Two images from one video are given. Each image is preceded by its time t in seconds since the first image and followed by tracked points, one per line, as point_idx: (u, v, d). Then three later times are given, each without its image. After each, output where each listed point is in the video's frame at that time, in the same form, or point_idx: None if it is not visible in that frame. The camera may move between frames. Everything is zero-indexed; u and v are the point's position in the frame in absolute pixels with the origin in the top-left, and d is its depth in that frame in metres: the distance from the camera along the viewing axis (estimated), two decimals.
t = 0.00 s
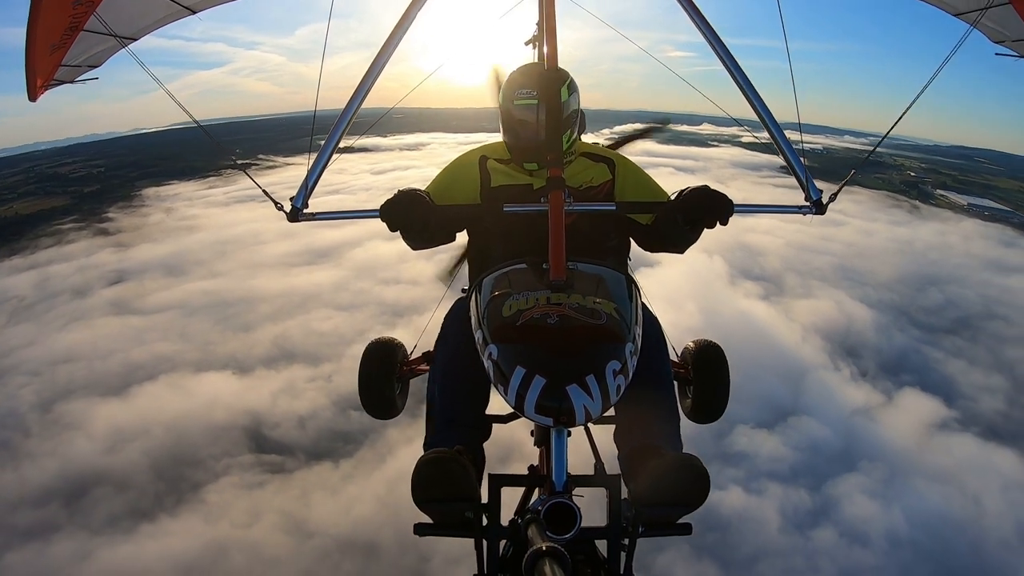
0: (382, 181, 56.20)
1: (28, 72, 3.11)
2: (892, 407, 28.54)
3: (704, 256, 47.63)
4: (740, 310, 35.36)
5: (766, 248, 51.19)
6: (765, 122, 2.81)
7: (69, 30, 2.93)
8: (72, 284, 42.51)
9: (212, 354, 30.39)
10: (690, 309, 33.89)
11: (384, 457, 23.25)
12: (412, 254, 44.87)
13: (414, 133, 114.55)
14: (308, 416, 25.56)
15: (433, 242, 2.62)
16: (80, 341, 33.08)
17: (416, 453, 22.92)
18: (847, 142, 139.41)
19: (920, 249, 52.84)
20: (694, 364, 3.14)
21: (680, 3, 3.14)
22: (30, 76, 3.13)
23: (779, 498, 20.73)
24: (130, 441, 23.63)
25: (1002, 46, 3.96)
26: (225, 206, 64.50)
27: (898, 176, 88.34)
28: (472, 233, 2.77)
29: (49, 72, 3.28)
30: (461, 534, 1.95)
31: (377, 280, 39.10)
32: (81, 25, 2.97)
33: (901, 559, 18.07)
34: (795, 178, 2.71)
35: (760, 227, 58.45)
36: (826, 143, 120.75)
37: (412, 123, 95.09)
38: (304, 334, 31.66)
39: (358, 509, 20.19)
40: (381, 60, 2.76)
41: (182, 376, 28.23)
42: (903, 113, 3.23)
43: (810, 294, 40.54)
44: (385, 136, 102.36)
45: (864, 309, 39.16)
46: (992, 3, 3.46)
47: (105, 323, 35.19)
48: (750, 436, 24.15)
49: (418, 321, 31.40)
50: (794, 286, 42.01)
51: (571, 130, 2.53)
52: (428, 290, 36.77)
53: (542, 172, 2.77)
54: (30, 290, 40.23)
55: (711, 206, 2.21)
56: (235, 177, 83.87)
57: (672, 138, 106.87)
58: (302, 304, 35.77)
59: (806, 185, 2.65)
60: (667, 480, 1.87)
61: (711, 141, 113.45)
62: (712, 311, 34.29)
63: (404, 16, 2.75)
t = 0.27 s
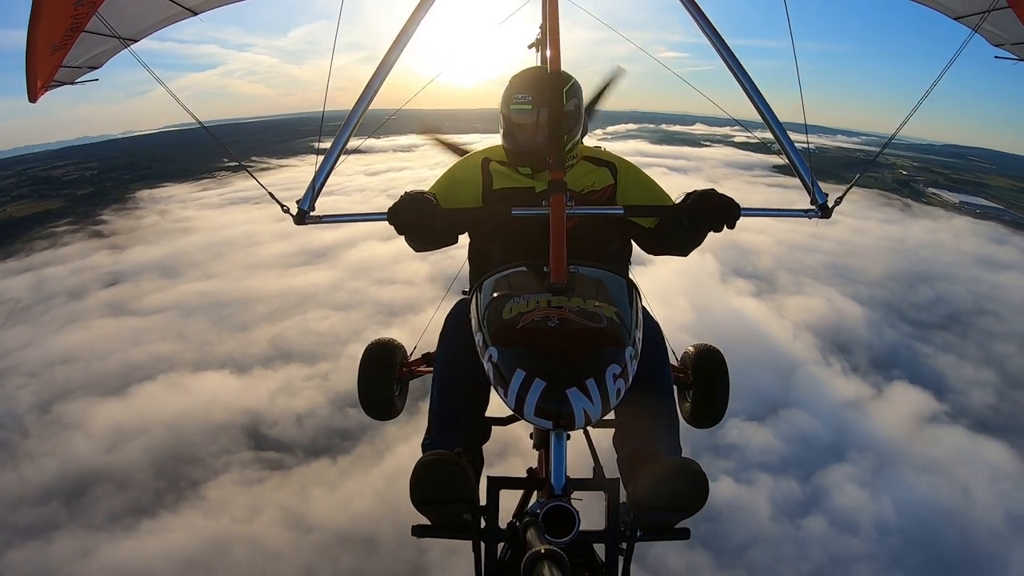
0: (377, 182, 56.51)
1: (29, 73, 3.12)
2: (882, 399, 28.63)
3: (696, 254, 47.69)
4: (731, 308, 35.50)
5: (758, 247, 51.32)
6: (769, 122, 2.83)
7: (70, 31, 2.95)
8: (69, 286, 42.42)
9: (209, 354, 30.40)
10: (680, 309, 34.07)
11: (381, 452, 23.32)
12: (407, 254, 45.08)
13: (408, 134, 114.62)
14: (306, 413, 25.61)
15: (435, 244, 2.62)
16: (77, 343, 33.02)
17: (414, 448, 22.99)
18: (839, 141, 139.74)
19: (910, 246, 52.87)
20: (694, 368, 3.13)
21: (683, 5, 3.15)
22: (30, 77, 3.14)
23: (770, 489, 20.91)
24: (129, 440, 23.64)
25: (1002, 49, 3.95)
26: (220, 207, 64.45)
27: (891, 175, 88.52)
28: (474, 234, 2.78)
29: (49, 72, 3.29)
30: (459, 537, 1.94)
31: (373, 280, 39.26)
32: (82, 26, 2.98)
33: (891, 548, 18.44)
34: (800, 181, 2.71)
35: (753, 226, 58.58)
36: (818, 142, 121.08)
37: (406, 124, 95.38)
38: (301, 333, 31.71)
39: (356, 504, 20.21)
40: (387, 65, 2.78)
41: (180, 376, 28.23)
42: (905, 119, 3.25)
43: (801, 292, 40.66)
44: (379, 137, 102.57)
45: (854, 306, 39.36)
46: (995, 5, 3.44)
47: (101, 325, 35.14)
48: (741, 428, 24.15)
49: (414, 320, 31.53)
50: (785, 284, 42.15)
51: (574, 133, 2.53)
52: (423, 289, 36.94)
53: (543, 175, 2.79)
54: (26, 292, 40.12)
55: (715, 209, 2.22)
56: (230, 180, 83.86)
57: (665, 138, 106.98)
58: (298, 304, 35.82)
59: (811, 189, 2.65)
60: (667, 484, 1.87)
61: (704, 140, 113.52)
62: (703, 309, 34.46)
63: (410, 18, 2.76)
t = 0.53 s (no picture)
0: (370, 184, 56.74)
1: (28, 75, 3.12)
2: (872, 393, 29.02)
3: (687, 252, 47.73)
4: (723, 305, 35.61)
5: (749, 245, 51.40)
6: (769, 121, 2.83)
7: (68, 33, 2.96)
8: (64, 290, 42.31)
9: (206, 355, 30.40)
10: (671, 307, 34.19)
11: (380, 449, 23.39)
12: (402, 254, 45.28)
13: (402, 136, 114.77)
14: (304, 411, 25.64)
15: (437, 246, 2.63)
16: (74, 345, 32.93)
17: (412, 445, 23.09)
18: (830, 139, 140.22)
19: (900, 242, 53.06)
20: (697, 371, 3.12)
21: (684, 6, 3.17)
22: (29, 79, 3.15)
23: (760, 479, 20.82)
24: (129, 441, 23.62)
25: (1000, 49, 3.95)
26: (214, 210, 64.35)
27: (882, 172, 88.83)
28: (475, 236, 2.78)
29: (48, 75, 3.30)
30: (461, 538, 1.94)
31: (368, 280, 39.38)
32: (80, 28, 3.00)
33: (879, 536, 18.43)
34: (801, 183, 2.71)
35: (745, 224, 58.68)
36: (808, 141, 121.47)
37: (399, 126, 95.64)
38: (297, 334, 31.75)
39: (356, 499, 20.28)
40: (389, 68, 2.79)
41: (178, 377, 28.21)
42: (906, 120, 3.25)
43: (792, 289, 40.83)
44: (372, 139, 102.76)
45: (844, 304, 39.61)
46: (993, 5, 3.44)
47: (97, 329, 35.06)
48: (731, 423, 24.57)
49: (410, 319, 31.66)
50: (776, 282, 42.31)
51: (577, 135, 2.54)
52: (417, 288, 37.07)
53: (545, 176, 2.79)
54: (22, 296, 39.98)
55: (718, 209, 2.22)
56: (223, 183, 83.81)
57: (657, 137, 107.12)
58: (294, 305, 35.86)
59: (813, 190, 2.64)
60: (671, 487, 1.87)
61: (697, 140, 113.73)
62: (695, 307, 34.58)
63: (413, 21, 2.77)
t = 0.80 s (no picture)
0: (364, 184, 56.79)
1: (26, 75, 3.11)
2: (862, 382, 29.40)
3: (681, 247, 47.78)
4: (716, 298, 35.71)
5: (743, 239, 51.47)
6: (764, 118, 2.83)
7: (66, 34, 2.96)
8: (61, 293, 42.17)
9: (205, 355, 30.40)
10: (664, 300, 34.31)
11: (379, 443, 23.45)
12: (398, 253, 45.32)
13: (395, 136, 114.63)
14: (303, 408, 25.67)
15: (436, 245, 2.62)
16: (72, 347, 32.84)
17: (411, 440, 23.17)
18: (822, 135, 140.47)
19: (893, 235, 53.29)
20: (697, 368, 3.12)
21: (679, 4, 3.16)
22: (27, 80, 3.14)
23: (753, 466, 21.00)
24: (130, 440, 23.61)
25: (999, 44, 3.95)
26: (209, 211, 64.20)
27: (875, 167, 89.04)
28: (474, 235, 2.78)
29: (46, 76, 3.29)
30: (462, 538, 1.94)
31: (364, 280, 39.39)
32: (78, 29, 2.99)
33: (870, 519, 18.80)
34: (797, 180, 2.70)
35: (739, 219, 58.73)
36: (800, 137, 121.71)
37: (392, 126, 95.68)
38: (295, 332, 31.78)
39: (357, 492, 20.39)
40: (385, 68, 2.78)
41: (178, 376, 28.18)
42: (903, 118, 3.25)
43: (785, 283, 40.98)
44: (366, 139, 102.76)
45: (835, 297, 39.84)
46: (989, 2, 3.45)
47: (94, 330, 34.98)
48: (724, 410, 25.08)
49: (406, 316, 31.72)
50: (770, 276, 42.44)
51: (574, 132, 2.54)
52: (413, 287, 37.13)
53: (543, 174, 2.80)
54: (18, 299, 39.85)
55: (715, 206, 2.22)
56: (217, 185, 83.61)
57: (651, 134, 107.12)
58: (291, 305, 35.87)
59: (808, 188, 2.64)
60: (672, 486, 1.87)
61: (690, 136, 113.77)
62: (688, 301, 34.71)
63: (409, 20, 2.76)
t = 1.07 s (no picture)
0: (361, 184, 56.78)
1: (25, 77, 3.09)
2: (855, 374, 29.74)
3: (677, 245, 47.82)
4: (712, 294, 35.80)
5: (738, 236, 51.56)
6: (763, 117, 2.82)
7: (65, 34, 2.94)
8: (60, 295, 42.05)
9: (205, 354, 30.38)
10: (658, 297, 34.40)
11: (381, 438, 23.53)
12: (396, 252, 45.37)
13: (391, 136, 114.50)
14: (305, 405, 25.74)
15: (432, 245, 2.62)
16: (72, 348, 32.77)
17: (411, 434, 23.22)
18: (817, 132, 140.63)
19: (888, 230, 53.44)
20: (694, 367, 3.12)
21: (676, 2, 3.16)
22: (25, 80, 3.12)
23: (747, 456, 21.82)
24: (133, 437, 23.62)
25: (997, 44, 3.96)
26: (206, 212, 64.04)
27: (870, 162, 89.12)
28: (471, 235, 2.77)
29: (44, 76, 3.27)
30: (459, 537, 1.95)
31: (362, 278, 39.41)
32: (76, 29, 2.97)
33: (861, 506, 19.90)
34: (795, 179, 2.71)
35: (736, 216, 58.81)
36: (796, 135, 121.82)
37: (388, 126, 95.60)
38: (295, 331, 31.79)
39: (359, 486, 20.49)
40: (382, 69, 2.77)
41: (179, 374, 28.17)
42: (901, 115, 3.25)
43: (781, 279, 41.12)
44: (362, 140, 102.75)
45: (829, 291, 40.01)
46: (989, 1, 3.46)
47: (94, 331, 34.91)
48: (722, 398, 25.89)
49: (404, 313, 31.76)
50: (765, 272, 42.55)
51: (571, 131, 2.54)
52: (411, 285, 37.15)
53: (540, 173, 2.79)
54: (17, 301, 39.73)
55: (713, 206, 2.22)
56: (214, 186, 83.40)
57: (647, 132, 107.07)
58: (290, 304, 35.84)
59: (807, 186, 2.64)
60: (668, 484, 1.87)
61: (685, 134, 113.77)
62: (682, 296, 34.78)
63: (406, 19, 2.75)
